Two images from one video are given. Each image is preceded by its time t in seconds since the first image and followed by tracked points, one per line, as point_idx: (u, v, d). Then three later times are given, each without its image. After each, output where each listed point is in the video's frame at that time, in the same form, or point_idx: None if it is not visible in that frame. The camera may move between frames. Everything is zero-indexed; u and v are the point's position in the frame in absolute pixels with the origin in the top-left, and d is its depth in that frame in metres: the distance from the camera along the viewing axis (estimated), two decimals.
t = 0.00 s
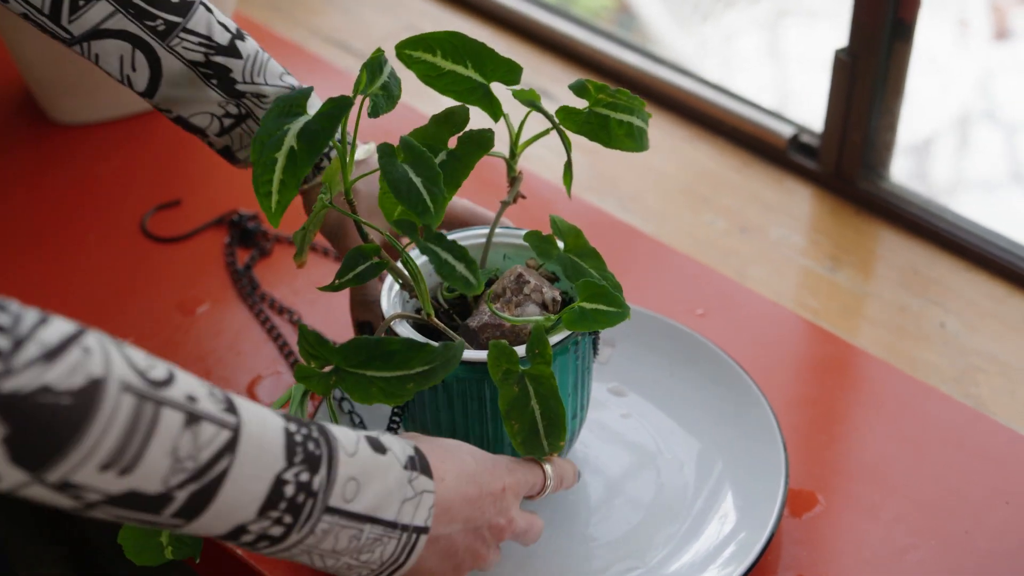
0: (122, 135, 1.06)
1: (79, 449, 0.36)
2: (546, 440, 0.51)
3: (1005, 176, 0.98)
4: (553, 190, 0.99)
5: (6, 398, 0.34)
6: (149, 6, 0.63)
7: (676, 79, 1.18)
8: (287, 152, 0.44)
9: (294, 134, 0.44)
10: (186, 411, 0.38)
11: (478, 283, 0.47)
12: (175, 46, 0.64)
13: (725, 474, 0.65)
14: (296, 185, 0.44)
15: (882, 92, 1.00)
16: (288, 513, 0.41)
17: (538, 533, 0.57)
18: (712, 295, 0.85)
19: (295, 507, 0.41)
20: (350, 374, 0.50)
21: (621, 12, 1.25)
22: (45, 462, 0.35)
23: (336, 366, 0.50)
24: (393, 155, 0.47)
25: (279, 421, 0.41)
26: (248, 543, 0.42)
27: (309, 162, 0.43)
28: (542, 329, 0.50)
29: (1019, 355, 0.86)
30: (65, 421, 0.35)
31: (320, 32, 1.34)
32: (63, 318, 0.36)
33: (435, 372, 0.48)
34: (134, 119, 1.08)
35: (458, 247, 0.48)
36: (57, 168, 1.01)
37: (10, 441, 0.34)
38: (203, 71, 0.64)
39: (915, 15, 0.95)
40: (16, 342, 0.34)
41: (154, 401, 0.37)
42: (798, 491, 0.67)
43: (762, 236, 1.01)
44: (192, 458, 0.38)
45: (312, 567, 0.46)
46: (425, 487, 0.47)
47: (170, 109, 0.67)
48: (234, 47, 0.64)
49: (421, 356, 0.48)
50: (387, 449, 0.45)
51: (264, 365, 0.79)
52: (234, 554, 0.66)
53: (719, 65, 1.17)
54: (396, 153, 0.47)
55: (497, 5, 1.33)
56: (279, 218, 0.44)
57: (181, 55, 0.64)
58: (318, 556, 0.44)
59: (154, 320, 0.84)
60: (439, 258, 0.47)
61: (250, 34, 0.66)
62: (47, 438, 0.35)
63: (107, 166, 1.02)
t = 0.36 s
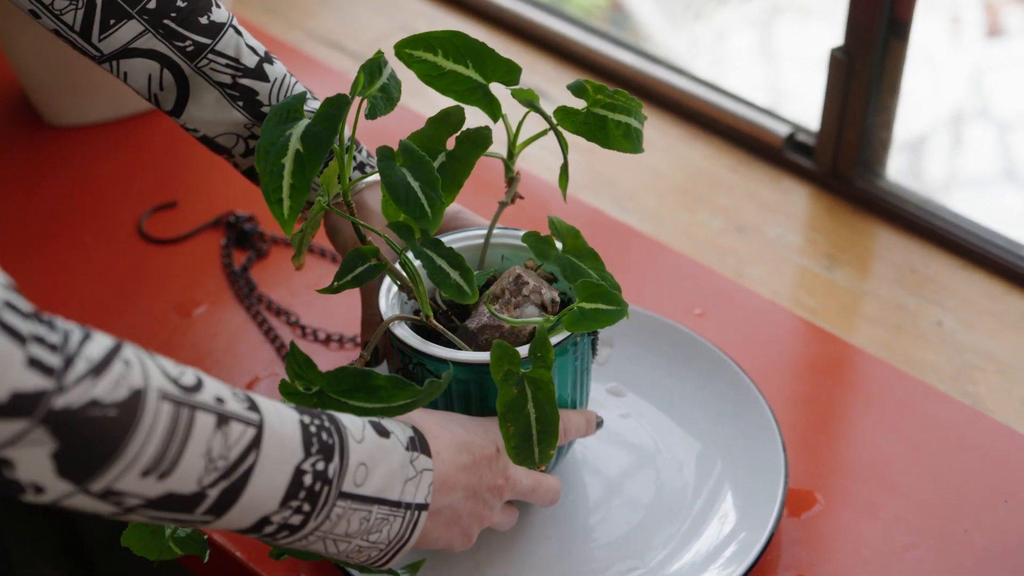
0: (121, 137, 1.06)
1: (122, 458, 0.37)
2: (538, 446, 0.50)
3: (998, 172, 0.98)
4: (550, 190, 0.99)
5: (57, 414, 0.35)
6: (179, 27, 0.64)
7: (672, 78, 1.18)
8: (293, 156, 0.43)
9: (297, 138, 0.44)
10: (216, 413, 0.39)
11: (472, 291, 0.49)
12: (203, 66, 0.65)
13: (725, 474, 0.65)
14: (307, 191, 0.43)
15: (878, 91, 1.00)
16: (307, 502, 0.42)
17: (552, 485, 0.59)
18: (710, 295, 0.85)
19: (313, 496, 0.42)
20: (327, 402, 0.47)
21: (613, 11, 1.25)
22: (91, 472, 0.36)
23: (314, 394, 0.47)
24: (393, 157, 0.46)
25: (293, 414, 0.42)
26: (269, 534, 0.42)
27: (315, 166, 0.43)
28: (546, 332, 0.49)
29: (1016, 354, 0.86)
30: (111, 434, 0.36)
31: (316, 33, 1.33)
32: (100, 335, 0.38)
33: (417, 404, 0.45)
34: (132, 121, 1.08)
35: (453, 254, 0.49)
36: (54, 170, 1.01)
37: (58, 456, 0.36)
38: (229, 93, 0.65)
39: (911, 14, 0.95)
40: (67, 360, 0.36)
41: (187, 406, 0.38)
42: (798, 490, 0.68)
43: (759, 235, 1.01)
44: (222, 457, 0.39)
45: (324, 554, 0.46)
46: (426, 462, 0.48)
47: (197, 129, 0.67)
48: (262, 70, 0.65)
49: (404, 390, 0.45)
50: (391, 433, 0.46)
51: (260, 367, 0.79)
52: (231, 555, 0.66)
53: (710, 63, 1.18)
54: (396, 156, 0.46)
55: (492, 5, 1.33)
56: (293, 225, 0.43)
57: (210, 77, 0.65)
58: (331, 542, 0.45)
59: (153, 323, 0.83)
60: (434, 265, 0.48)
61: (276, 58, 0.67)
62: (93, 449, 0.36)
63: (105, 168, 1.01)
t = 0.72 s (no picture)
0: (117, 140, 1.06)
1: (110, 472, 0.38)
2: (551, 445, 0.49)
3: (990, 172, 0.98)
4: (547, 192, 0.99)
5: (45, 432, 0.36)
6: (179, 27, 0.64)
7: (667, 79, 1.18)
8: (289, 157, 0.43)
9: (294, 139, 0.43)
10: (201, 424, 0.40)
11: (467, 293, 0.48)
12: (203, 68, 0.65)
13: (724, 477, 0.65)
14: (304, 192, 0.42)
15: (875, 92, 1.00)
16: (290, 507, 0.42)
17: (547, 482, 0.57)
18: (707, 297, 0.85)
19: (296, 500, 0.43)
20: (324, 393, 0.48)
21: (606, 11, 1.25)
22: (79, 486, 0.37)
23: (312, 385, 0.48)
24: (390, 160, 0.46)
25: (276, 419, 0.43)
26: (254, 540, 0.43)
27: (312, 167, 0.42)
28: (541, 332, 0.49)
29: (1013, 354, 0.86)
30: (99, 448, 0.37)
31: (311, 35, 1.33)
32: (89, 350, 0.39)
33: (410, 398, 0.46)
34: (130, 123, 1.08)
35: (448, 256, 0.49)
36: (51, 174, 1.01)
37: (46, 472, 0.36)
38: (228, 94, 0.65)
39: (907, 14, 0.95)
40: (56, 378, 0.37)
41: (173, 418, 0.39)
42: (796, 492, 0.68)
43: (755, 236, 1.01)
44: (208, 467, 0.40)
45: (309, 558, 0.46)
46: (407, 461, 0.48)
47: (196, 129, 0.67)
48: (261, 72, 0.65)
49: (396, 385, 0.47)
50: (372, 434, 0.46)
51: (257, 371, 0.78)
52: (229, 560, 0.66)
53: (703, 63, 1.18)
54: (393, 158, 0.46)
55: (487, 7, 1.33)
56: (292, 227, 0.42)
57: (209, 78, 0.65)
58: (316, 545, 0.45)
59: (149, 327, 0.83)
60: (429, 268, 0.49)
61: (276, 61, 0.66)
62: (82, 464, 0.37)
63: (101, 171, 1.01)
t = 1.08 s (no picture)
0: (116, 143, 1.05)
1: (88, 485, 0.38)
2: (529, 454, 0.49)
3: (989, 172, 0.99)
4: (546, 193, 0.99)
5: (20, 448, 0.36)
6: (175, 29, 0.64)
7: (666, 80, 1.18)
8: (272, 164, 0.43)
9: (280, 146, 0.43)
10: (182, 434, 0.40)
11: (458, 297, 0.48)
12: (200, 69, 0.65)
13: (727, 481, 0.64)
14: (281, 199, 0.42)
15: (875, 92, 1.01)
16: (278, 512, 0.43)
17: (546, 480, 0.56)
18: (707, 298, 0.84)
19: (284, 506, 0.43)
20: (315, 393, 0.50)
21: (603, 11, 1.26)
22: (57, 499, 0.38)
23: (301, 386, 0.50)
24: (383, 165, 0.46)
25: (262, 425, 0.43)
26: (243, 544, 0.43)
27: (299, 170, 0.42)
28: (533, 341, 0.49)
29: (1014, 354, 0.86)
30: (77, 462, 0.37)
31: (309, 37, 1.33)
32: (67, 361, 0.39)
33: (402, 388, 0.48)
34: (129, 126, 1.08)
35: (441, 261, 0.48)
36: (51, 177, 1.01)
37: (22, 487, 0.37)
38: (225, 96, 0.65)
39: (907, 14, 0.95)
40: (32, 393, 0.37)
41: (153, 430, 0.39)
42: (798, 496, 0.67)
43: (755, 237, 1.01)
44: (190, 476, 0.40)
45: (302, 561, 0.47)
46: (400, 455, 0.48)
47: (194, 130, 0.67)
48: (258, 73, 0.65)
49: (388, 377, 0.49)
50: (363, 435, 0.47)
51: (257, 374, 0.78)
52: (230, 564, 0.65)
53: (699, 62, 1.19)
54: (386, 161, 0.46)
55: (484, 8, 1.33)
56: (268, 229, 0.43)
57: (206, 79, 0.65)
58: (306, 548, 0.46)
59: (149, 330, 0.83)
60: (422, 273, 0.48)
61: (273, 62, 0.66)
62: (59, 476, 0.37)
63: (100, 175, 1.01)
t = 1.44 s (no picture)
0: (120, 148, 1.06)
1: (51, 484, 0.37)
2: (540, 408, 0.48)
3: (989, 172, 1.01)
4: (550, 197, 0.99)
5: None
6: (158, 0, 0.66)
7: (669, 83, 1.18)
8: (281, 110, 0.41)
9: (284, 92, 0.41)
10: (152, 424, 0.39)
11: (465, 255, 0.46)
12: (185, 40, 0.66)
13: (735, 487, 0.64)
14: (295, 146, 0.41)
15: (879, 95, 1.01)
16: (267, 494, 0.42)
17: (560, 447, 0.55)
18: (712, 303, 0.84)
19: (273, 487, 0.42)
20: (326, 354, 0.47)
21: (605, 13, 1.27)
22: (21, 500, 0.37)
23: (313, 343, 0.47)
24: (386, 113, 0.44)
25: (244, 407, 0.42)
26: (233, 528, 0.43)
27: (304, 119, 0.41)
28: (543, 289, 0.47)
29: (1019, 357, 0.86)
30: (39, 461, 0.36)
31: (312, 42, 1.33)
32: (24, 356, 0.37)
33: (416, 360, 0.46)
34: (138, 130, 1.08)
35: (445, 214, 0.46)
36: (55, 182, 1.01)
37: None
38: (211, 64, 0.66)
39: (911, 18, 0.95)
40: None
41: (119, 423, 0.38)
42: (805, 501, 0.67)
43: (759, 241, 1.01)
44: (164, 466, 0.39)
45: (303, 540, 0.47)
46: (400, 431, 0.47)
47: (185, 104, 0.69)
48: (244, 39, 0.66)
49: (403, 345, 0.46)
50: (359, 408, 0.46)
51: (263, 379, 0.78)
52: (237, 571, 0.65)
53: (700, 63, 1.20)
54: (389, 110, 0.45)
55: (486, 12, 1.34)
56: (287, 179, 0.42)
57: (191, 49, 0.66)
58: (304, 526, 0.45)
59: (152, 334, 0.83)
60: (424, 227, 0.46)
61: (260, 29, 0.68)
62: (20, 478, 0.36)
63: (104, 180, 1.01)
